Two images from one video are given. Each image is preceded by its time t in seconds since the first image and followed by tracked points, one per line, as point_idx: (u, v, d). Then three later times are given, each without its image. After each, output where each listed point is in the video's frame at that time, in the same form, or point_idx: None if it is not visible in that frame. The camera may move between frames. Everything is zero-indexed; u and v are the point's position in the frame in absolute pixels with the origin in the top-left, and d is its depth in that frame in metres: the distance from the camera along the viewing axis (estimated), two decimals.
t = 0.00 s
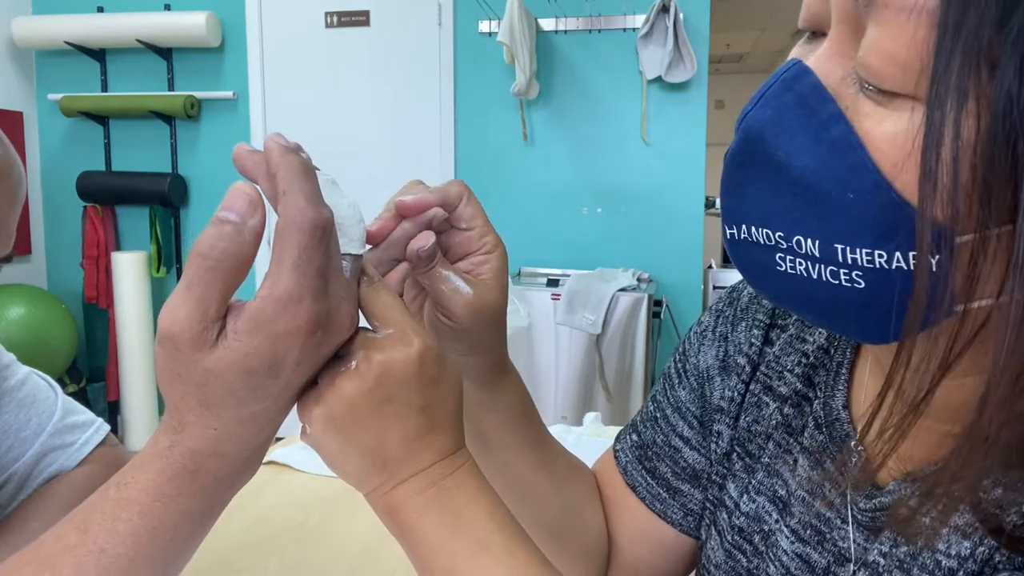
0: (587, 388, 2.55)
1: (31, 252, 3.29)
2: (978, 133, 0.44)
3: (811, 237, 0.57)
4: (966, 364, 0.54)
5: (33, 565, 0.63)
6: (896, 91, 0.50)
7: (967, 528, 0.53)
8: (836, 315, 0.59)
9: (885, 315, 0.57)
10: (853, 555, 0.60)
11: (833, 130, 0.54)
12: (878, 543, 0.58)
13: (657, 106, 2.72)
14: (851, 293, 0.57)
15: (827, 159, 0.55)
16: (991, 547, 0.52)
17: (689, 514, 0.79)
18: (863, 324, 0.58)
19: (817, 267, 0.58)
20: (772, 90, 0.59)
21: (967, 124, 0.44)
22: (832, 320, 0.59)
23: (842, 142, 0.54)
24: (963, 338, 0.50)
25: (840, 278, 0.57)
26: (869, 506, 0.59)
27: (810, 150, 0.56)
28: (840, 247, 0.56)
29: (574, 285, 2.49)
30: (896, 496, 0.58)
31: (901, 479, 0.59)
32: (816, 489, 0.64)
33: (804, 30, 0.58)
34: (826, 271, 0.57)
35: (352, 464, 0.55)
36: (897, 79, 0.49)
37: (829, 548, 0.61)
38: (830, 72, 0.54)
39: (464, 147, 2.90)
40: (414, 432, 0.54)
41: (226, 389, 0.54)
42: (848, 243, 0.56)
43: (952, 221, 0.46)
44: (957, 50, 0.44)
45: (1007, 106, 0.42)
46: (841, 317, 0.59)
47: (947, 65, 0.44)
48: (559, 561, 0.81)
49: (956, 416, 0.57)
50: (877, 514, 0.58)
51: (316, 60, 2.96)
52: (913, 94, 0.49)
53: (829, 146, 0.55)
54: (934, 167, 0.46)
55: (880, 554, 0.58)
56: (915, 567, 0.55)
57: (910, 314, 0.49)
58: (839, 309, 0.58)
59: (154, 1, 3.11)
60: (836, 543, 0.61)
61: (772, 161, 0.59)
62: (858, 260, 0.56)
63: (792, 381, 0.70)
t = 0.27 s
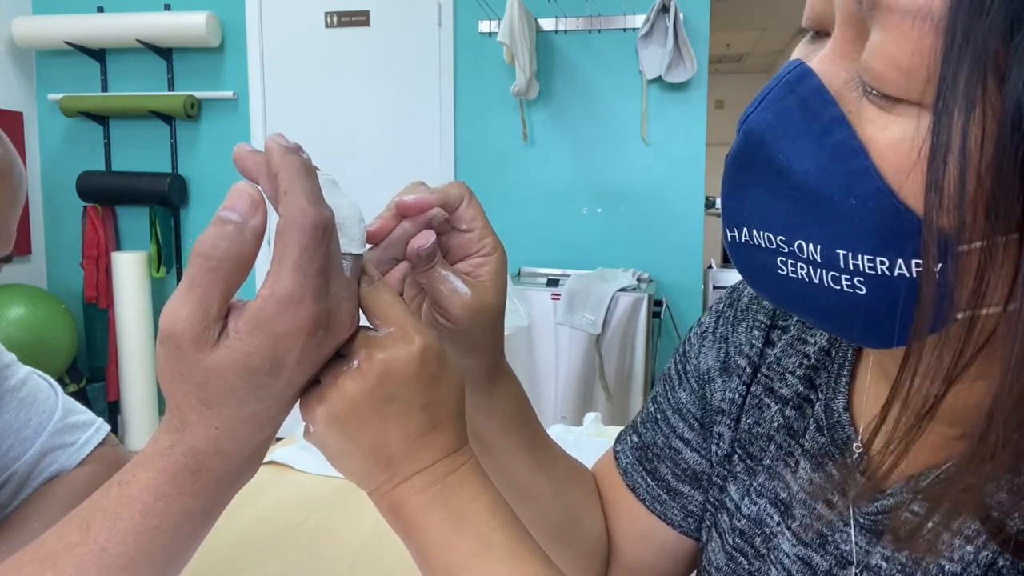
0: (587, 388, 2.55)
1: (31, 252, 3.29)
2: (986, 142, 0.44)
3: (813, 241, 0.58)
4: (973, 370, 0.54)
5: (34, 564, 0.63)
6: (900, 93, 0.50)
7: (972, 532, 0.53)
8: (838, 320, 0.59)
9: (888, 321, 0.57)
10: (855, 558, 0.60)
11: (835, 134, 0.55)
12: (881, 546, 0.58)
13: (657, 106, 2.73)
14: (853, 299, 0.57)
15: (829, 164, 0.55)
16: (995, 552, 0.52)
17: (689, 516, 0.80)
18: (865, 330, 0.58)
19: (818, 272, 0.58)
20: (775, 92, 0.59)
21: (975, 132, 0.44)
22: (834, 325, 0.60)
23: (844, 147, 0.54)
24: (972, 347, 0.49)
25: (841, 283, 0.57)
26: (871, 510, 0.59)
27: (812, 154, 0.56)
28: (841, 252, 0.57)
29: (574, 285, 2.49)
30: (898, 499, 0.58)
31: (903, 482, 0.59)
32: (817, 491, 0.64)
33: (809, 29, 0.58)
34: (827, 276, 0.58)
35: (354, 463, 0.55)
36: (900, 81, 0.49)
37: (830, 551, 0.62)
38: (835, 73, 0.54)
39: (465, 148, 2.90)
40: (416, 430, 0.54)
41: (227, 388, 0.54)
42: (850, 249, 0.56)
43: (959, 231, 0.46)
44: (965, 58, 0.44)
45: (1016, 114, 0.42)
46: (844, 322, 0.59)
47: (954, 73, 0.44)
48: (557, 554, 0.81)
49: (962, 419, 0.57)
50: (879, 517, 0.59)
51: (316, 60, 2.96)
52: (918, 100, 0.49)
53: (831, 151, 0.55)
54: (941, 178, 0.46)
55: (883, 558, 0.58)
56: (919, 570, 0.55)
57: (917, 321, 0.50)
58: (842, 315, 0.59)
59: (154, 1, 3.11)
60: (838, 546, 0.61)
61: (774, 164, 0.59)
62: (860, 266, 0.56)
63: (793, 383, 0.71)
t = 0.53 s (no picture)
0: (587, 388, 2.55)
1: (31, 252, 3.29)
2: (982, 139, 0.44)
3: (811, 239, 0.58)
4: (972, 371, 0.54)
5: (35, 564, 0.63)
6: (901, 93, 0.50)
7: (970, 532, 0.53)
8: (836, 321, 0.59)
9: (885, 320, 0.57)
10: (855, 558, 0.60)
11: (832, 134, 0.55)
12: (880, 546, 0.58)
13: (657, 106, 2.73)
14: (852, 298, 0.57)
15: (825, 163, 0.55)
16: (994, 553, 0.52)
17: (689, 517, 0.80)
18: (862, 329, 0.58)
19: (817, 270, 0.58)
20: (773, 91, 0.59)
21: (969, 131, 0.44)
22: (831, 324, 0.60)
23: (840, 147, 0.54)
24: (967, 348, 0.49)
25: (840, 283, 0.57)
26: (870, 510, 0.59)
27: (809, 154, 0.57)
28: (839, 250, 0.56)
29: (574, 285, 2.49)
30: (898, 499, 0.58)
31: (902, 481, 0.59)
32: (817, 492, 0.64)
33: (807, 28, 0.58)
34: (826, 275, 0.58)
35: (355, 462, 0.55)
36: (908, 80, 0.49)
37: (830, 551, 0.62)
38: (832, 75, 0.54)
39: (465, 149, 2.90)
40: (417, 429, 0.54)
41: (227, 389, 0.54)
42: (848, 247, 0.56)
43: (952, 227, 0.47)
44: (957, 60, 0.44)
45: (1010, 113, 0.42)
46: (841, 321, 0.59)
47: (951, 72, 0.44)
48: (558, 555, 0.81)
49: (959, 419, 0.57)
50: (879, 518, 0.59)
51: (316, 60, 2.96)
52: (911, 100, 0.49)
53: (827, 151, 0.55)
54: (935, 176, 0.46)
55: (882, 559, 0.58)
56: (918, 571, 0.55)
57: (912, 320, 0.50)
58: (839, 314, 0.59)
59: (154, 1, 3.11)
60: (837, 546, 0.61)
61: (772, 163, 0.59)
62: (857, 265, 0.56)
63: (793, 382, 0.71)
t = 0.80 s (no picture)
0: (587, 387, 2.55)
1: (31, 252, 3.29)
2: None
3: (865, 234, 0.53)
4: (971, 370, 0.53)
5: (32, 566, 0.63)
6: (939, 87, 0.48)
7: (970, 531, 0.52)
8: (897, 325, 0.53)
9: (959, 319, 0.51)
10: (852, 557, 0.60)
11: (881, 122, 0.51)
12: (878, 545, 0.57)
13: (657, 106, 2.72)
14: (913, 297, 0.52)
15: (878, 152, 0.52)
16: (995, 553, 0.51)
17: (688, 516, 0.79)
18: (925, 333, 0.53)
19: (871, 269, 0.53)
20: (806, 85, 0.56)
21: None
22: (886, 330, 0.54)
23: (895, 133, 0.50)
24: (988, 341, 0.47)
25: (895, 281, 0.52)
26: (868, 508, 0.59)
27: (856, 144, 0.53)
28: (895, 244, 0.52)
29: (574, 285, 2.49)
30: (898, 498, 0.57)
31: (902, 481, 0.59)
32: (813, 490, 0.64)
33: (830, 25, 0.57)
34: (880, 273, 0.53)
35: (352, 463, 0.55)
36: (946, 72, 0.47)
37: (826, 550, 0.61)
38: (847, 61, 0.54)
39: (465, 149, 2.89)
40: (415, 429, 0.54)
41: (224, 391, 0.54)
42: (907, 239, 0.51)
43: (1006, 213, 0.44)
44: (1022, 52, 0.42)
45: None
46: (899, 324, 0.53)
47: None
48: (557, 554, 0.81)
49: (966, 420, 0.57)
50: (876, 516, 0.58)
51: (316, 60, 2.96)
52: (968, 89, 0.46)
53: (878, 139, 0.51)
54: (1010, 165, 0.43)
55: (880, 557, 0.57)
56: (916, 570, 0.54)
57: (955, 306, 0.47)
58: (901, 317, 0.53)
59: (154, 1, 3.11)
60: (834, 545, 0.61)
61: (813, 157, 0.55)
62: (917, 257, 0.51)
63: (791, 380, 0.70)
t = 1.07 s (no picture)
0: (587, 387, 2.55)
1: (31, 252, 3.29)
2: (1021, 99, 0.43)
3: (834, 220, 0.57)
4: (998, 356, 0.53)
5: (33, 565, 0.63)
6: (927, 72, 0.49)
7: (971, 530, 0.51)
8: (862, 305, 0.57)
9: (913, 298, 0.55)
10: (854, 555, 0.60)
11: (856, 112, 0.54)
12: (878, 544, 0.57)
13: (656, 106, 2.72)
14: (879, 278, 0.56)
15: (851, 140, 0.54)
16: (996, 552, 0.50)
17: (691, 516, 0.80)
18: (887, 314, 0.56)
19: (842, 252, 0.57)
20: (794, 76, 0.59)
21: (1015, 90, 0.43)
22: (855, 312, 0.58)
23: (864, 122, 0.53)
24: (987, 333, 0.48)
25: (863, 263, 0.56)
26: (871, 507, 0.59)
27: (833, 132, 0.56)
28: (864, 228, 0.55)
29: (574, 285, 2.49)
30: (900, 497, 0.57)
31: (904, 479, 0.58)
32: (816, 489, 0.64)
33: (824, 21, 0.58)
34: (850, 256, 0.56)
35: (354, 462, 0.55)
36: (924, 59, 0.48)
37: (829, 548, 0.61)
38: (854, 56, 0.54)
39: (465, 149, 2.90)
40: (416, 428, 0.54)
41: (226, 390, 0.54)
42: (874, 223, 0.55)
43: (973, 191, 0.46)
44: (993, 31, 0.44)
45: None
46: (864, 304, 0.57)
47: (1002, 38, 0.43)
48: (560, 553, 0.81)
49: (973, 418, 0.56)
50: (879, 515, 0.58)
51: (316, 60, 2.96)
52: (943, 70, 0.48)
53: (852, 127, 0.54)
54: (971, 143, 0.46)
55: (882, 556, 0.56)
56: (917, 569, 0.53)
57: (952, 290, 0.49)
58: (863, 298, 0.57)
59: (154, 1, 3.11)
60: (836, 543, 0.61)
61: (793, 146, 0.58)
62: (881, 242, 0.55)
63: (794, 379, 0.70)
